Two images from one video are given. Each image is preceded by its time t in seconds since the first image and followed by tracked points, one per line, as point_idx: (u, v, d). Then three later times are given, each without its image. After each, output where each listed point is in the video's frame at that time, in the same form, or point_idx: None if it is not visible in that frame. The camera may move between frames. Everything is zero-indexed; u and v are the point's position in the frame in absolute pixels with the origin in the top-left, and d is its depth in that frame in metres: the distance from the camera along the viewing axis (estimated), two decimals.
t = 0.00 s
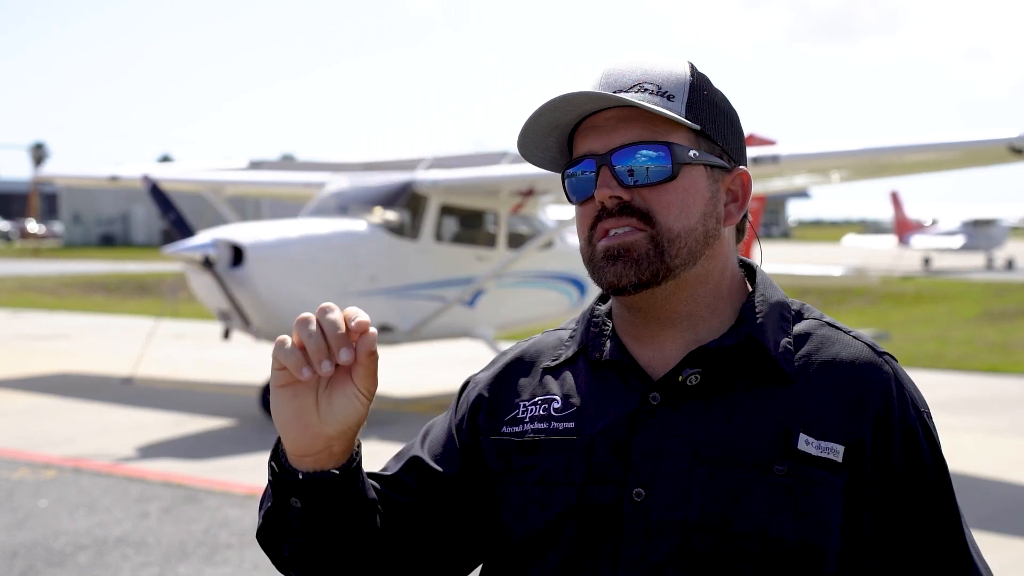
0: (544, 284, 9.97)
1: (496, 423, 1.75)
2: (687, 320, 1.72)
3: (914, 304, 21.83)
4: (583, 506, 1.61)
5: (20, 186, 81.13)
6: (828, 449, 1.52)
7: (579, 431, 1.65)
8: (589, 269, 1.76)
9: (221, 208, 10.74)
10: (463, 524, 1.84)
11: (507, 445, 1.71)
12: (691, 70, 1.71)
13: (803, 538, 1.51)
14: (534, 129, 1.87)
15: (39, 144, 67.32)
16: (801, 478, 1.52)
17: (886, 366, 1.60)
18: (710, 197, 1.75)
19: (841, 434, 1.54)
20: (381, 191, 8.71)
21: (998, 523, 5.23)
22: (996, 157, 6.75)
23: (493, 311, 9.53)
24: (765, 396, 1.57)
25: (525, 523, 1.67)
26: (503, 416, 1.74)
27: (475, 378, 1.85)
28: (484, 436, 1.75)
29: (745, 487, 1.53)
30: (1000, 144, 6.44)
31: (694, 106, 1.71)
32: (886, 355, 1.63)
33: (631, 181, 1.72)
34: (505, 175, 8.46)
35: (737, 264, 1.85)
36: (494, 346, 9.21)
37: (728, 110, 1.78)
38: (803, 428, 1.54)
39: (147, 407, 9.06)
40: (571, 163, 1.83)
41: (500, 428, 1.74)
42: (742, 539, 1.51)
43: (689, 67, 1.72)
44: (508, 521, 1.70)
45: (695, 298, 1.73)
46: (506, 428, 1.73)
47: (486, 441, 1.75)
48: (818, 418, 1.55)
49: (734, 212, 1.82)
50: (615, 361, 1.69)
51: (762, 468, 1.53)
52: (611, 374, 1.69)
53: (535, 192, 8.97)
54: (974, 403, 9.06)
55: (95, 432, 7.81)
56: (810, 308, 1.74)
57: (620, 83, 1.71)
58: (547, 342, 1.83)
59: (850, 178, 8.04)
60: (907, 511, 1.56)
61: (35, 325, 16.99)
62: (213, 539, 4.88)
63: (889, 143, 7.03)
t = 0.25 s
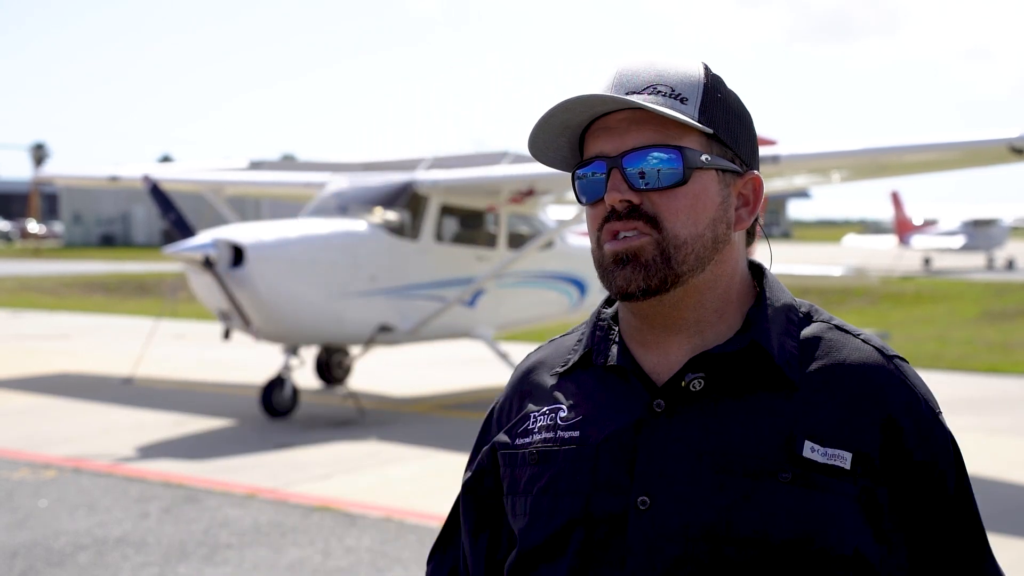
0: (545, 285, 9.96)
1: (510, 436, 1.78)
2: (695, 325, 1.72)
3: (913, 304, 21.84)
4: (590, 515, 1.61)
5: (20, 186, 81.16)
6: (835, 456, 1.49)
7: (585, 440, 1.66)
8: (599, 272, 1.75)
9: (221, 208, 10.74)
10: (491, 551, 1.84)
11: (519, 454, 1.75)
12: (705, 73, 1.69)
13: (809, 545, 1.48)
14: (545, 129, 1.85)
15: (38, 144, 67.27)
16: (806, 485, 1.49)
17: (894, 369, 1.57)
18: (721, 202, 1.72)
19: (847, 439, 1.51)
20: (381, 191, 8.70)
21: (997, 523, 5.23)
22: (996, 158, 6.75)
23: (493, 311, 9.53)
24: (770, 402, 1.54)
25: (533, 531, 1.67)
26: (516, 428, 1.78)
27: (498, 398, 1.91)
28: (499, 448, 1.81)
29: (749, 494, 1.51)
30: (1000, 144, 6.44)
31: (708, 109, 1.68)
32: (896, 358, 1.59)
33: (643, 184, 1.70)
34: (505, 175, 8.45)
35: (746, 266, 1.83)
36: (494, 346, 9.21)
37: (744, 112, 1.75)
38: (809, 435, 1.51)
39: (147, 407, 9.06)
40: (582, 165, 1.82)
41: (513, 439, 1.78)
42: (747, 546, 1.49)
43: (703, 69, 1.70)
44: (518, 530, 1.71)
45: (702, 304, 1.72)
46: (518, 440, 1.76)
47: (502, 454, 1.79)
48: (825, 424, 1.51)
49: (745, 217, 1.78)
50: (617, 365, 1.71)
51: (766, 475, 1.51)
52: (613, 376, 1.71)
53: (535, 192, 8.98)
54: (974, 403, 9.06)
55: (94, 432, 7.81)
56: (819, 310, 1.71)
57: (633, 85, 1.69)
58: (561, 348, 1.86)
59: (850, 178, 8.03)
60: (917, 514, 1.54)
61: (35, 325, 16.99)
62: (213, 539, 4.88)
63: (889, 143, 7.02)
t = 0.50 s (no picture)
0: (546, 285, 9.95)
1: (528, 442, 1.80)
2: (708, 335, 1.71)
3: (913, 304, 21.85)
4: (604, 524, 1.62)
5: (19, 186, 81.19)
6: (846, 462, 1.47)
7: (598, 448, 1.67)
8: (610, 282, 1.75)
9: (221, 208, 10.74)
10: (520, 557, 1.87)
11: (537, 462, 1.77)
12: (717, 80, 1.69)
13: (818, 553, 1.45)
14: (556, 135, 1.85)
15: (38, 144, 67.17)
16: (816, 492, 1.47)
17: (908, 371, 1.53)
18: (731, 211, 1.72)
19: (860, 445, 1.48)
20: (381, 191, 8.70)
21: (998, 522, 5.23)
22: (997, 158, 6.74)
23: (494, 311, 9.53)
24: (779, 409, 1.53)
25: (553, 539, 1.69)
26: (534, 435, 1.80)
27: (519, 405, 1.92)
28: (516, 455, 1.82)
29: (759, 502, 1.50)
30: (1000, 144, 6.44)
31: (720, 116, 1.68)
32: (912, 359, 1.55)
33: (653, 193, 1.70)
34: (505, 175, 8.45)
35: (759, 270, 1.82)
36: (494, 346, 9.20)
37: (754, 119, 1.75)
38: (818, 442, 1.49)
39: (147, 407, 9.07)
40: (592, 171, 1.81)
41: (531, 447, 1.80)
42: (756, 555, 1.48)
43: (715, 76, 1.69)
44: (540, 538, 1.73)
45: (714, 313, 1.71)
46: (536, 447, 1.78)
47: (522, 461, 1.81)
48: (836, 431, 1.50)
49: (756, 225, 1.77)
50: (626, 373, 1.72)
51: (775, 484, 1.50)
52: (622, 381, 1.73)
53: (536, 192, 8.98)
54: (974, 403, 9.06)
55: (94, 432, 7.82)
56: (834, 313, 1.70)
57: (645, 91, 1.68)
58: (577, 353, 1.88)
59: (850, 179, 8.03)
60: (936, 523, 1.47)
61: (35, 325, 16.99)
62: (212, 539, 4.88)
63: (889, 143, 7.02)
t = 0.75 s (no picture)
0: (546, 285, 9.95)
1: (549, 443, 1.81)
2: (726, 342, 1.72)
3: (914, 304, 21.84)
4: (620, 527, 1.63)
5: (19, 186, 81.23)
6: (860, 466, 1.47)
7: (618, 452, 1.68)
8: (629, 287, 1.75)
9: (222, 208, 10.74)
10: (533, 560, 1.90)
11: (557, 462, 1.77)
12: (740, 85, 1.68)
13: (831, 558, 1.45)
14: (576, 140, 1.85)
15: (38, 143, 67.20)
16: (829, 497, 1.47)
17: (925, 373, 1.52)
18: (752, 218, 1.71)
19: (875, 450, 1.48)
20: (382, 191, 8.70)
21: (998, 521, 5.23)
22: (997, 158, 6.74)
23: (493, 310, 9.53)
24: (794, 413, 1.54)
25: (568, 543, 1.70)
26: (556, 434, 1.80)
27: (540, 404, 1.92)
28: (534, 453, 1.82)
29: (773, 507, 1.50)
30: (1001, 144, 6.44)
31: (742, 123, 1.67)
32: (930, 362, 1.54)
33: (673, 198, 1.70)
34: (505, 175, 8.46)
35: (782, 272, 1.81)
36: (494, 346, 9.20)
37: (777, 122, 1.74)
38: (832, 446, 1.49)
39: (147, 407, 9.07)
40: (612, 176, 1.81)
41: (551, 447, 1.80)
42: (768, 559, 1.48)
43: (738, 82, 1.69)
44: (555, 541, 1.74)
45: (732, 320, 1.71)
46: (557, 446, 1.79)
47: (540, 461, 1.82)
48: (851, 435, 1.49)
49: (777, 232, 1.76)
50: (649, 375, 1.74)
51: (789, 490, 1.50)
52: (643, 383, 1.74)
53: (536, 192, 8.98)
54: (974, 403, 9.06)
55: (94, 432, 7.82)
56: (853, 314, 1.69)
57: (667, 97, 1.68)
58: (603, 354, 1.89)
59: (850, 179, 8.03)
60: (949, 530, 1.47)
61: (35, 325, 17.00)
62: (213, 539, 4.88)
63: (890, 143, 7.01)
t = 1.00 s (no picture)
0: (547, 284, 9.94)
1: (567, 432, 1.82)
2: (744, 345, 1.71)
3: (914, 304, 21.83)
4: (632, 520, 1.65)
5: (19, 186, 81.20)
6: (873, 473, 1.46)
7: (632, 446, 1.69)
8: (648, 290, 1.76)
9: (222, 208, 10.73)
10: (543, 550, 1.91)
11: (572, 452, 1.78)
12: (772, 88, 1.65)
13: (837, 564, 1.46)
14: (605, 142, 1.86)
15: (38, 144, 67.26)
16: (840, 501, 1.47)
17: (946, 383, 1.50)
18: (773, 227, 1.69)
19: (891, 456, 1.47)
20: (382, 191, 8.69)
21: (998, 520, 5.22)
22: (997, 158, 6.72)
23: (493, 310, 9.53)
24: (809, 416, 1.53)
25: (579, 534, 1.72)
26: (572, 425, 1.82)
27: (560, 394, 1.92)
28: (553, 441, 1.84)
29: (782, 508, 1.51)
30: (1001, 144, 6.42)
31: (769, 129, 1.64)
32: (953, 372, 1.52)
33: (689, 205, 1.69)
34: (505, 175, 8.45)
35: (809, 275, 1.79)
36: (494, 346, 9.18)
37: (812, 129, 1.68)
38: (847, 451, 1.49)
39: (148, 408, 9.07)
40: (639, 177, 1.82)
41: (569, 438, 1.81)
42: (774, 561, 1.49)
43: (771, 84, 1.66)
44: (567, 529, 1.75)
45: (750, 325, 1.70)
46: (574, 437, 1.80)
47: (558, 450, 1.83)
48: (865, 440, 1.49)
49: (803, 239, 1.72)
50: (668, 371, 1.74)
51: (800, 492, 1.50)
52: (663, 378, 1.75)
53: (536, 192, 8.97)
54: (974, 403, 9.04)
55: (94, 432, 7.82)
56: (879, 319, 1.67)
57: (695, 101, 1.69)
58: (627, 345, 1.89)
59: (850, 179, 8.01)
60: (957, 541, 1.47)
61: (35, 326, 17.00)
62: (213, 539, 4.88)
63: (890, 143, 7.00)
